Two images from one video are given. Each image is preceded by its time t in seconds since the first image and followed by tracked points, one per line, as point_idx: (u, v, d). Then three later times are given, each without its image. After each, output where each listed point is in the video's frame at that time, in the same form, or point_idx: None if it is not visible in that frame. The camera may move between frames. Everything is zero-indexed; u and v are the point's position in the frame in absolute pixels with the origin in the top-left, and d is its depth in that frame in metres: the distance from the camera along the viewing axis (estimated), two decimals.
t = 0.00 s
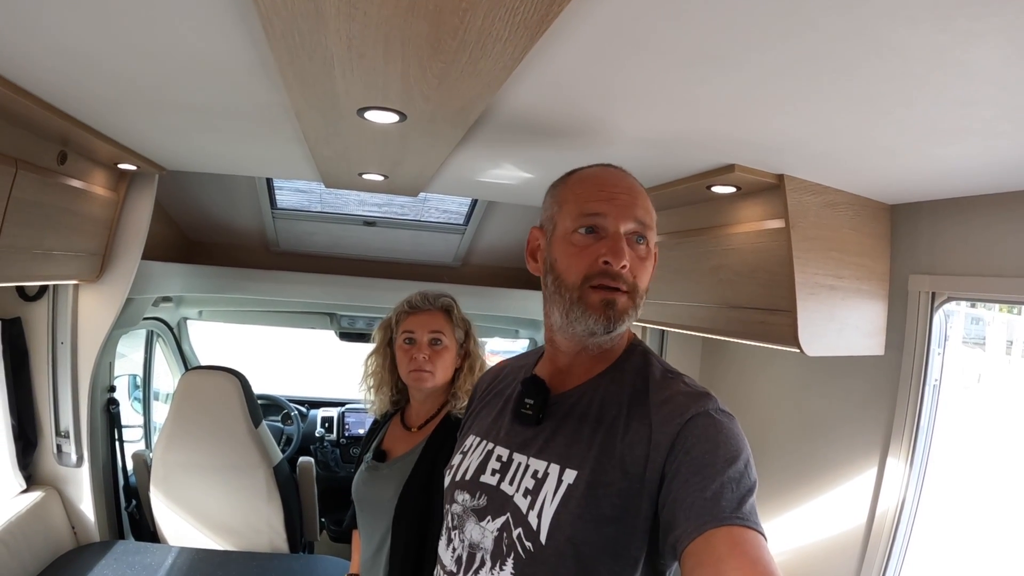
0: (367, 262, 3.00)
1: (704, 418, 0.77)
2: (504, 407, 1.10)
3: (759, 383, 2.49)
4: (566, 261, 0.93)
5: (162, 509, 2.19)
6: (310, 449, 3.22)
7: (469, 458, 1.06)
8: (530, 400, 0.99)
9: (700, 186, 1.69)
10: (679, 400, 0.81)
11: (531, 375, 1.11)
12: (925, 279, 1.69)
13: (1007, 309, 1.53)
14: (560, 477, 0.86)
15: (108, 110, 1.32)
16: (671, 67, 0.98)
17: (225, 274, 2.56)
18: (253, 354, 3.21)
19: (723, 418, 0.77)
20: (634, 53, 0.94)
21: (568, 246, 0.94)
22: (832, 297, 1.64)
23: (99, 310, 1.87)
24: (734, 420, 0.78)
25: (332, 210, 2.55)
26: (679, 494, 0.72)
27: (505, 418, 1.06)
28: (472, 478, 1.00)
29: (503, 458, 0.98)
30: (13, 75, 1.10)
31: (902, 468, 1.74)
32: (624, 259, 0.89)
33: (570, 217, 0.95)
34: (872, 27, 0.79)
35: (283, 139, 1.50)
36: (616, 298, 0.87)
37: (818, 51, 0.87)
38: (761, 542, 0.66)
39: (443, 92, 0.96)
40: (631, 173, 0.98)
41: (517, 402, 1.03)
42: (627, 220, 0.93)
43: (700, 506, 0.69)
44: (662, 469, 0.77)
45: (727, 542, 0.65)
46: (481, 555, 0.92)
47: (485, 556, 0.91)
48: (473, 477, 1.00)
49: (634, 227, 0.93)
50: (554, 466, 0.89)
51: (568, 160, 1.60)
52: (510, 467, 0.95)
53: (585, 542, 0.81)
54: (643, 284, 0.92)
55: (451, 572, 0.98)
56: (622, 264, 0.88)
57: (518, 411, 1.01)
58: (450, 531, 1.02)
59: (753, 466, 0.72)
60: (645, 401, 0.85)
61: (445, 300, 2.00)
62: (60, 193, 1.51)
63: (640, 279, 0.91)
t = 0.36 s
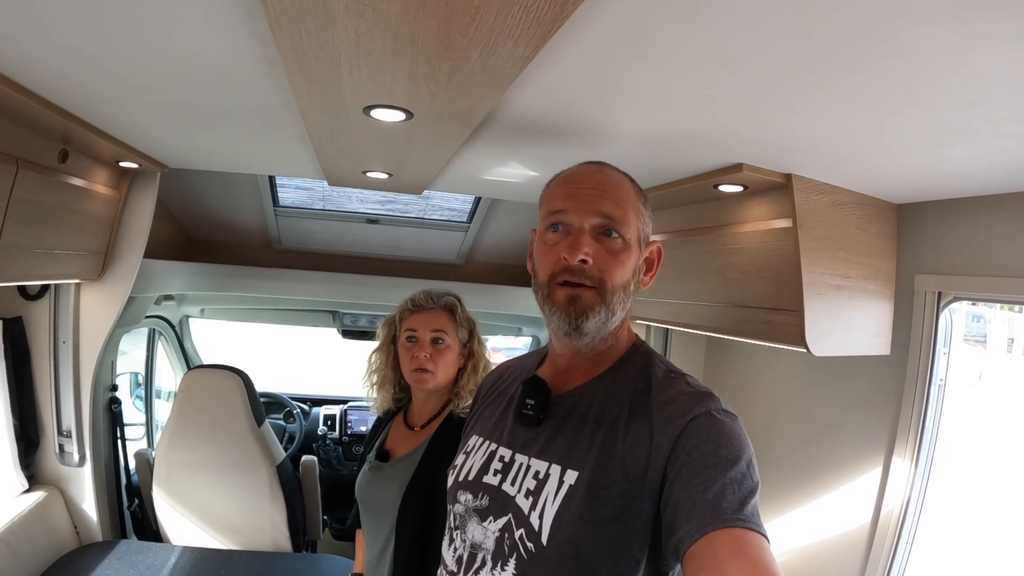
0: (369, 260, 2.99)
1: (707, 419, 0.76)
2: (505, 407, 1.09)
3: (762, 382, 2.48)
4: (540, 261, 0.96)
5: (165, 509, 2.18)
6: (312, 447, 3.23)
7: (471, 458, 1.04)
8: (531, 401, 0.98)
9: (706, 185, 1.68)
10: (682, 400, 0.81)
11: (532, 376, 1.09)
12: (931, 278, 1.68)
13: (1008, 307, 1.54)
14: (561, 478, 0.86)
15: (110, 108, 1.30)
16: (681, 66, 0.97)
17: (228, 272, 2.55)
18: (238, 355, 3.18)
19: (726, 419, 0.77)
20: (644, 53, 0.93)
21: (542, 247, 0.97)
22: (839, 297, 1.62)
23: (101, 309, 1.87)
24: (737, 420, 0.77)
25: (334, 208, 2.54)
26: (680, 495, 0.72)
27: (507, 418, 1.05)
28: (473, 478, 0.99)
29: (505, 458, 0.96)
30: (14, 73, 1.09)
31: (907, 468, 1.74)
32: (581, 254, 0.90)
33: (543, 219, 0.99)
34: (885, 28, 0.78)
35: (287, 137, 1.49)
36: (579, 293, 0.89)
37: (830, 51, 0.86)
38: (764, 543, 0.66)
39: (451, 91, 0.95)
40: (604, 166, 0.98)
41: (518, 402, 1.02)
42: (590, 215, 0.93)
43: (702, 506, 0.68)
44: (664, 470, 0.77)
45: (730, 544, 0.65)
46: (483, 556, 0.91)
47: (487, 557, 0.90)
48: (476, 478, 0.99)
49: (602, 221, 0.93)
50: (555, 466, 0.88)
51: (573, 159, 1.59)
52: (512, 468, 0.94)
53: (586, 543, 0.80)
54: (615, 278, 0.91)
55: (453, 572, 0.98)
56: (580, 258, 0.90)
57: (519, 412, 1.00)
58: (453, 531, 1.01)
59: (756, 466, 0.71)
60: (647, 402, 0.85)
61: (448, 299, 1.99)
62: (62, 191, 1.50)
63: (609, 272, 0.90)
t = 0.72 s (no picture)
0: (367, 257, 2.92)
1: (732, 434, 0.71)
2: (516, 408, 1.02)
3: (768, 380, 2.45)
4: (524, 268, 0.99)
5: (160, 514, 2.12)
6: (309, 448, 3.18)
7: (480, 462, 0.98)
8: (544, 404, 0.91)
9: (721, 183, 1.63)
10: (705, 410, 0.75)
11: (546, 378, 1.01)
12: (944, 278, 1.64)
13: (1000, 303, 1.55)
14: (575, 487, 0.80)
15: (101, 102, 1.24)
16: (710, 60, 0.91)
17: (222, 270, 2.48)
18: (245, 353, 3.13)
19: (750, 433, 0.72)
20: (671, 46, 0.87)
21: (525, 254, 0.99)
22: (855, 297, 1.58)
23: (92, 311, 1.80)
24: (760, 432, 0.74)
25: (332, 204, 2.47)
26: (704, 516, 0.68)
27: (518, 421, 0.98)
28: (483, 483, 0.93)
29: (518, 464, 0.90)
30: None
31: (919, 469, 1.70)
32: (515, 278, 0.91)
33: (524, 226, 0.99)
34: (934, 19, 0.73)
35: (287, 131, 1.42)
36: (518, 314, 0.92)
37: (871, 44, 0.81)
38: (791, 568, 0.63)
39: (467, 81, 0.89)
40: (543, 176, 0.93)
41: (532, 405, 0.95)
42: (520, 237, 0.91)
43: (728, 531, 0.65)
44: (685, 486, 0.72)
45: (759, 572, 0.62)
46: (490, 564, 0.86)
47: (495, 566, 0.85)
48: (487, 483, 0.93)
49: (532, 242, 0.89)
50: (568, 475, 0.82)
51: (584, 155, 1.54)
52: (524, 474, 0.88)
53: (599, 555, 0.75)
54: (547, 296, 0.87)
55: None
56: (507, 282, 0.91)
57: (532, 415, 0.93)
58: (460, 536, 0.96)
59: (782, 486, 0.68)
60: (666, 408, 0.79)
61: (448, 299, 1.92)
62: (50, 189, 1.43)
63: (542, 292, 0.88)
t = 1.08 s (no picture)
0: (354, 257, 2.81)
1: (777, 460, 0.65)
2: (539, 420, 0.94)
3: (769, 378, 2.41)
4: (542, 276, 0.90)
5: (143, 530, 2.00)
6: (295, 455, 3.07)
7: (501, 477, 0.91)
8: (568, 419, 0.83)
9: (733, 177, 1.57)
10: (745, 430, 0.68)
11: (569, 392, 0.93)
12: (951, 273, 1.61)
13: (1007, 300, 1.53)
14: (600, 512, 0.73)
15: (73, 91, 1.13)
16: (752, 49, 0.84)
17: (202, 273, 2.36)
18: (222, 357, 3.00)
19: (794, 457, 0.66)
20: (714, 31, 0.79)
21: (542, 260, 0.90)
22: (869, 294, 1.53)
23: (65, 320, 1.67)
24: (801, 451, 0.68)
25: (318, 203, 2.36)
26: (749, 553, 0.62)
27: (540, 434, 0.90)
28: (503, 501, 0.86)
29: (539, 482, 0.83)
30: None
31: (928, 463, 1.65)
32: (527, 295, 0.83)
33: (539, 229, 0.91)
34: None
35: (278, 124, 1.32)
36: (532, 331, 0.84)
37: (932, 30, 0.74)
38: None
39: (490, 62, 0.82)
40: (549, 183, 0.85)
41: (554, 419, 0.87)
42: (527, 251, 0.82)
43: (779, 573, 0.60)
44: (725, 517, 0.66)
45: None
46: None
47: None
48: (507, 501, 0.85)
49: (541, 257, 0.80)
50: (593, 497, 0.75)
51: (592, 149, 1.46)
52: (546, 494, 0.81)
53: None
54: (560, 316, 0.79)
55: None
56: (520, 296, 0.83)
57: (554, 430, 0.86)
58: (476, 555, 0.89)
59: (830, 518, 0.64)
60: (700, 425, 0.72)
61: (445, 300, 1.83)
62: (20, 189, 1.32)
63: (555, 312, 0.79)
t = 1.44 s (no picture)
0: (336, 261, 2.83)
1: (807, 468, 0.68)
2: (566, 421, 0.99)
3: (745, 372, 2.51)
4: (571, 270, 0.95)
5: (134, 537, 2.01)
6: (280, 459, 3.08)
7: (530, 476, 0.97)
8: (592, 418, 0.88)
9: (710, 180, 1.65)
10: (773, 434, 0.71)
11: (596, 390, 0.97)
12: (918, 267, 1.71)
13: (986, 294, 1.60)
14: (621, 513, 0.78)
15: (71, 97, 1.15)
16: (735, 60, 0.90)
17: (188, 276, 2.34)
18: (204, 362, 2.99)
19: (828, 465, 0.69)
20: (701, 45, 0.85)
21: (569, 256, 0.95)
22: (841, 288, 1.62)
23: (55, 323, 1.67)
24: (836, 458, 0.70)
25: (302, 207, 2.38)
26: (780, 563, 0.66)
27: (568, 431, 0.96)
28: (529, 501, 0.92)
29: (564, 482, 0.88)
30: None
31: (900, 448, 1.77)
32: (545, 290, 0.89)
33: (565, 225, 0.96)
34: (969, 14, 0.73)
35: (273, 130, 1.35)
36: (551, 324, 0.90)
37: (898, 42, 0.82)
38: None
39: (493, 74, 0.87)
40: (566, 179, 0.89)
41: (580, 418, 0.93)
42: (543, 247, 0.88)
43: None
44: (751, 522, 0.69)
45: None
46: None
47: None
48: (534, 501, 0.91)
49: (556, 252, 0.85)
50: (615, 498, 0.80)
51: (578, 154, 1.53)
52: (571, 494, 0.86)
53: None
54: (570, 309, 0.84)
55: None
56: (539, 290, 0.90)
57: (580, 429, 0.91)
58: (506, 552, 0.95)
59: (864, 531, 0.66)
60: (727, 427, 0.75)
61: (421, 302, 1.85)
62: (12, 194, 1.33)
63: (567, 307, 0.84)
